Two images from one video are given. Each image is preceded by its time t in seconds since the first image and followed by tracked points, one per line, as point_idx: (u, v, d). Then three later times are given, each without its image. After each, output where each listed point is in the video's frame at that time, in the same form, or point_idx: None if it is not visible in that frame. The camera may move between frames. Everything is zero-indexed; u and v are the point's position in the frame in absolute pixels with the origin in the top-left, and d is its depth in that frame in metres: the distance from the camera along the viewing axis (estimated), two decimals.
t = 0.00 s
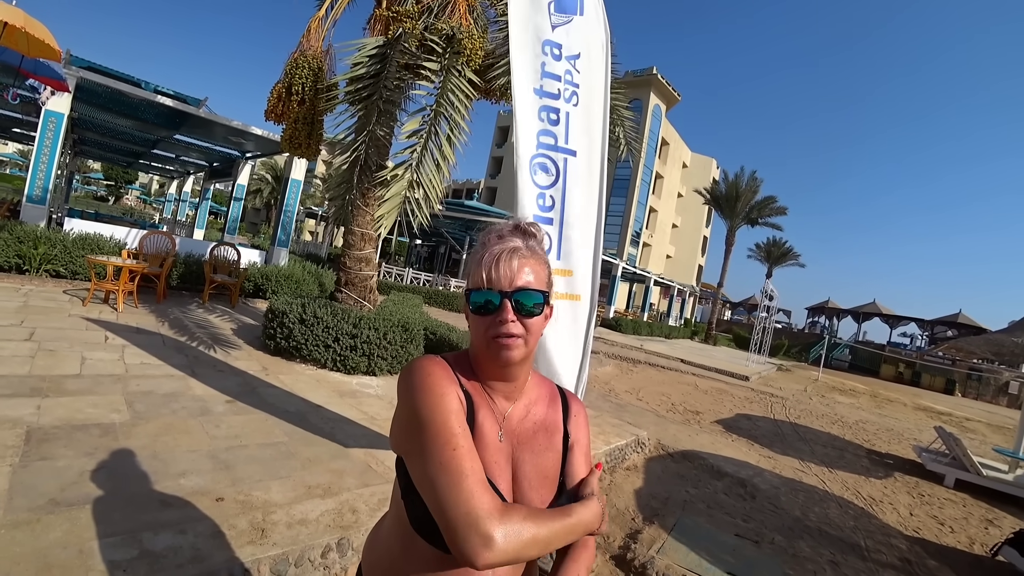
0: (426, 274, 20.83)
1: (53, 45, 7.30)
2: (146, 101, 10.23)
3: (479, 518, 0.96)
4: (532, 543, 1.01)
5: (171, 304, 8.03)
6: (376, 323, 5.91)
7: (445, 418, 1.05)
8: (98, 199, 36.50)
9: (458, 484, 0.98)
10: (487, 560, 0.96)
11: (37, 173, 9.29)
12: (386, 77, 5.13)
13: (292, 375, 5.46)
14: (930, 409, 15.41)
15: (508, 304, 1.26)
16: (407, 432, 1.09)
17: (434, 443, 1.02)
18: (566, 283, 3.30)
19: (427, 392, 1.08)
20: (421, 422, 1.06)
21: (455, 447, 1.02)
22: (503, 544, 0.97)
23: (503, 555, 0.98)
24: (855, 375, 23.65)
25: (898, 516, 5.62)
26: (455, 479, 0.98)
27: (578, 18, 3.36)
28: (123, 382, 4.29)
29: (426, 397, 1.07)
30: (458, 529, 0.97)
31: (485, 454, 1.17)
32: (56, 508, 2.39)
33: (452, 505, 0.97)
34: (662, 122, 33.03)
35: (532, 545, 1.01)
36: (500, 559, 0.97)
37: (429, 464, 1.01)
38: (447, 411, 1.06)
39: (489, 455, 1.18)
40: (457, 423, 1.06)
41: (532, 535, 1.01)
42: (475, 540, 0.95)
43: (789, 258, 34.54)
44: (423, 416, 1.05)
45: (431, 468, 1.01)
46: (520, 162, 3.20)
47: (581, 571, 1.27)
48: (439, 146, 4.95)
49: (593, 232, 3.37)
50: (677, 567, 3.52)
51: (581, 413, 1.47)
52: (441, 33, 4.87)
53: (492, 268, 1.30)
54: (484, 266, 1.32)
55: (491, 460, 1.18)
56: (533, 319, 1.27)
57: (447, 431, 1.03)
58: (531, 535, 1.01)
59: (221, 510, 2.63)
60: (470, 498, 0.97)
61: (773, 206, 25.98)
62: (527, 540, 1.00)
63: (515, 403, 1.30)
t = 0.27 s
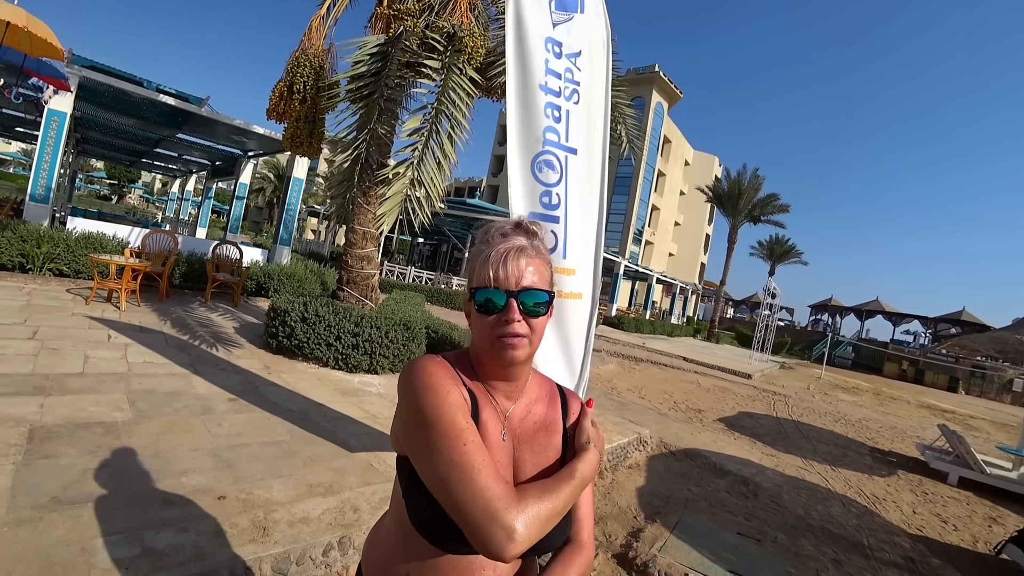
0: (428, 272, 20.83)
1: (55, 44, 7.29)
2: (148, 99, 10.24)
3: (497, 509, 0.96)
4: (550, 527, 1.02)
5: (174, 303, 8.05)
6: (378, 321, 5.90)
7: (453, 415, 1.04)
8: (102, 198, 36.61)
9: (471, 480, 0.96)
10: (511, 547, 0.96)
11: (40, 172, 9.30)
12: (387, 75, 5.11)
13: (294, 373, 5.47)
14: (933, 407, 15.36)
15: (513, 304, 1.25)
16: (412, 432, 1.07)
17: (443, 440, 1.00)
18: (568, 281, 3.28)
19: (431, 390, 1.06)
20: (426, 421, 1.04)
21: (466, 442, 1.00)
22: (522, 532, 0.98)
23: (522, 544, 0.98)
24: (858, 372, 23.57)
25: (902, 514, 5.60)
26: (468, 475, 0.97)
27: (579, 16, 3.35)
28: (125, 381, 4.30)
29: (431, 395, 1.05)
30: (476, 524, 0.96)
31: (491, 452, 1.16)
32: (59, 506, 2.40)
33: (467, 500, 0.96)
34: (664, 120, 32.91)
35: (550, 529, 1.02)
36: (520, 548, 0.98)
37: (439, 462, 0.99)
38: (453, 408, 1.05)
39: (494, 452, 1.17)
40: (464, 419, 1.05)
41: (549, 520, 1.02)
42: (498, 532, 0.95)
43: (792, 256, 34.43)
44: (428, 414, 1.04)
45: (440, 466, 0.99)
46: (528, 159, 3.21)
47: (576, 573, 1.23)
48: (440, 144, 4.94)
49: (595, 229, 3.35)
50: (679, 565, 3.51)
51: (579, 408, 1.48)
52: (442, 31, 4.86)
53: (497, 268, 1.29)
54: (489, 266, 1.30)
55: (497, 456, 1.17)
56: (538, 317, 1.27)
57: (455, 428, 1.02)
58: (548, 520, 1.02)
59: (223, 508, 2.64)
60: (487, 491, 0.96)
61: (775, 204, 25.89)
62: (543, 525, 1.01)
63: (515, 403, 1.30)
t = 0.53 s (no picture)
0: (430, 272, 20.82)
1: (57, 43, 7.29)
2: (151, 99, 10.26)
3: (491, 513, 0.95)
4: (545, 532, 1.01)
5: (176, 301, 8.06)
6: (380, 321, 5.90)
7: (450, 417, 1.03)
8: (105, 198, 36.70)
9: (466, 482, 0.96)
10: (502, 553, 0.96)
11: (44, 171, 9.33)
12: (389, 75, 5.12)
13: (296, 372, 5.47)
14: (937, 408, 15.30)
15: (513, 303, 1.24)
16: (408, 432, 1.07)
17: (439, 441, 1.00)
18: (571, 281, 3.26)
19: (430, 390, 1.06)
20: (423, 422, 1.03)
21: (462, 444, 1.00)
22: (515, 536, 0.97)
23: (515, 550, 0.97)
24: (861, 373, 23.49)
25: (905, 516, 5.57)
26: (463, 478, 0.96)
27: (582, 14, 3.33)
28: (128, 380, 4.30)
29: (429, 396, 1.05)
30: (470, 527, 0.95)
31: (488, 453, 1.16)
32: (60, 505, 2.40)
33: (462, 502, 0.96)
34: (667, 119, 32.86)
35: (544, 534, 1.01)
36: (513, 553, 0.97)
37: (435, 463, 0.99)
38: (451, 409, 1.04)
39: (492, 453, 1.16)
40: (461, 421, 1.04)
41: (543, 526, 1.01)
42: (490, 536, 0.95)
43: (794, 256, 34.34)
44: (426, 415, 1.03)
45: (435, 467, 0.99)
46: (530, 160, 3.13)
47: (580, 573, 1.23)
48: (442, 143, 4.93)
49: (596, 229, 3.35)
50: (681, 566, 3.50)
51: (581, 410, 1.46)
52: (444, 30, 4.84)
53: (497, 267, 1.28)
54: (490, 265, 1.29)
55: (494, 457, 1.17)
56: (539, 318, 1.26)
57: (452, 429, 1.01)
58: (542, 526, 1.01)
59: (224, 507, 2.64)
60: (481, 494, 0.95)
61: (778, 204, 25.82)
62: (537, 531, 1.00)
63: (515, 403, 1.29)
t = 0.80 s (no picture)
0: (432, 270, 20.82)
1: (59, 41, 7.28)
2: (153, 98, 10.27)
3: (484, 513, 0.93)
4: (538, 539, 0.98)
5: (179, 300, 8.08)
6: (382, 319, 5.90)
7: (450, 412, 1.03)
8: (108, 196, 36.78)
9: (461, 478, 0.95)
10: (492, 555, 0.93)
11: (47, 170, 9.35)
12: (391, 72, 5.13)
13: (298, 371, 5.47)
14: (940, 406, 15.27)
15: (513, 300, 1.23)
16: (409, 426, 1.07)
17: (438, 436, 1.00)
18: (573, 279, 3.26)
19: (431, 385, 1.06)
20: (424, 415, 1.03)
21: (460, 440, 0.99)
22: (508, 539, 0.95)
23: (507, 555, 0.95)
24: (863, 372, 23.43)
25: (907, 515, 5.56)
26: (459, 474, 0.95)
27: (586, 10, 3.32)
28: (130, 378, 4.31)
29: (430, 390, 1.05)
30: (462, 527, 0.94)
31: (487, 451, 1.15)
32: (63, 503, 2.40)
33: (456, 500, 0.95)
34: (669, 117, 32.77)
35: (537, 542, 0.98)
36: (504, 559, 0.95)
37: (433, 458, 0.99)
38: (452, 406, 1.04)
39: (490, 451, 1.15)
40: (461, 416, 1.04)
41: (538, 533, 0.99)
42: (481, 538, 0.93)
43: (797, 254, 34.26)
44: (426, 408, 1.03)
45: (433, 462, 0.99)
46: (532, 158, 3.14)
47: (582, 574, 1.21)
48: (444, 141, 4.92)
49: (599, 227, 3.34)
50: (683, 565, 3.49)
51: (583, 410, 1.44)
52: (446, 28, 4.83)
53: (496, 263, 1.27)
54: (488, 262, 1.28)
55: (493, 455, 1.16)
56: (539, 314, 1.25)
57: (451, 424, 1.01)
58: (536, 532, 0.98)
59: (226, 505, 2.64)
60: (476, 491, 0.94)
61: (781, 202, 25.75)
62: (531, 537, 0.97)
63: (516, 400, 1.28)
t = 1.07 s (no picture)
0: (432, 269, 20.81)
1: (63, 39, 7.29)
2: (154, 96, 10.26)
3: (461, 519, 0.93)
4: (515, 553, 0.96)
5: (180, 298, 8.08)
6: (383, 317, 5.90)
7: (442, 411, 1.03)
8: (109, 194, 36.80)
9: (445, 480, 0.95)
10: (464, 564, 0.92)
11: (48, 169, 9.36)
12: (393, 70, 5.15)
13: (299, 369, 5.48)
14: (941, 405, 15.25)
15: (514, 298, 1.24)
16: (404, 422, 1.08)
17: (428, 435, 1.00)
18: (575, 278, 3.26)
19: (427, 383, 1.07)
20: (417, 414, 1.04)
21: (448, 441, 0.99)
22: (484, 549, 0.93)
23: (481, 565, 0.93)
24: (865, 371, 23.41)
25: (909, 514, 5.56)
26: (444, 476, 0.95)
27: (589, 8, 3.31)
28: (132, 376, 4.32)
29: (425, 388, 1.06)
30: (439, 531, 0.93)
31: (482, 451, 1.14)
32: (65, 500, 2.41)
33: (437, 503, 0.94)
34: (670, 116, 32.70)
35: (514, 557, 0.96)
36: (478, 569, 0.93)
37: (421, 456, 0.99)
38: (444, 407, 1.04)
39: (486, 450, 1.15)
40: (453, 417, 1.04)
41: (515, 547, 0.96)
42: (453, 545, 0.92)
43: (798, 253, 34.21)
44: (421, 406, 1.04)
45: (421, 461, 0.99)
46: (533, 156, 3.15)
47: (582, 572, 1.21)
48: (445, 139, 4.91)
49: (601, 226, 3.33)
50: (684, 563, 3.49)
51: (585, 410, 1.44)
52: (448, 26, 4.82)
53: (498, 261, 1.27)
54: (490, 260, 1.29)
55: (488, 456, 1.15)
56: (542, 311, 1.26)
57: (441, 425, 1.01)
58: (515, 545, 0.96)
59: (229, 503, 2.64)
60: (456, 496, 0.94)
61: (782, 201, 25.70)
62: (508, 551, 0.95)
63: (516, 398, 1.28)
